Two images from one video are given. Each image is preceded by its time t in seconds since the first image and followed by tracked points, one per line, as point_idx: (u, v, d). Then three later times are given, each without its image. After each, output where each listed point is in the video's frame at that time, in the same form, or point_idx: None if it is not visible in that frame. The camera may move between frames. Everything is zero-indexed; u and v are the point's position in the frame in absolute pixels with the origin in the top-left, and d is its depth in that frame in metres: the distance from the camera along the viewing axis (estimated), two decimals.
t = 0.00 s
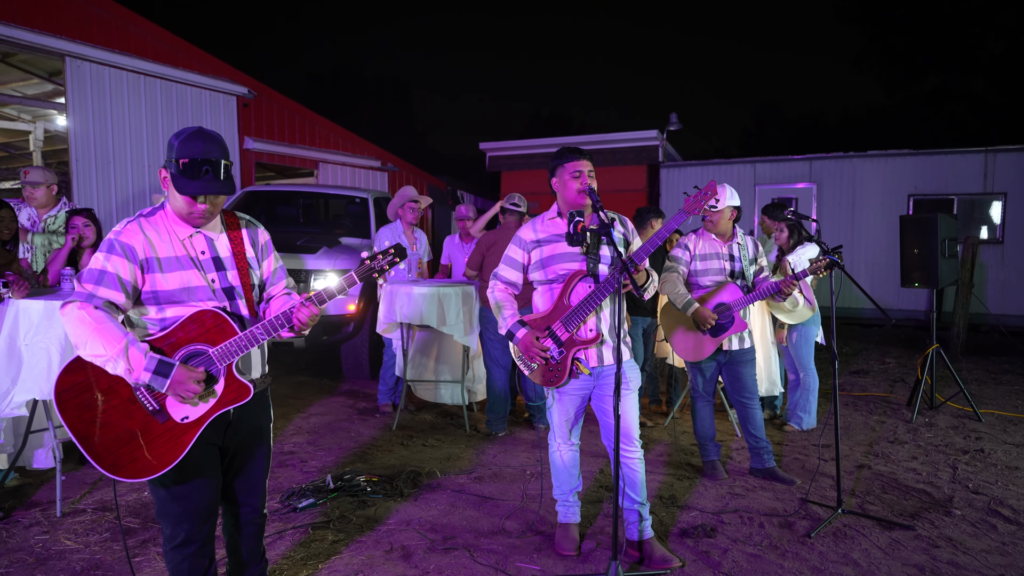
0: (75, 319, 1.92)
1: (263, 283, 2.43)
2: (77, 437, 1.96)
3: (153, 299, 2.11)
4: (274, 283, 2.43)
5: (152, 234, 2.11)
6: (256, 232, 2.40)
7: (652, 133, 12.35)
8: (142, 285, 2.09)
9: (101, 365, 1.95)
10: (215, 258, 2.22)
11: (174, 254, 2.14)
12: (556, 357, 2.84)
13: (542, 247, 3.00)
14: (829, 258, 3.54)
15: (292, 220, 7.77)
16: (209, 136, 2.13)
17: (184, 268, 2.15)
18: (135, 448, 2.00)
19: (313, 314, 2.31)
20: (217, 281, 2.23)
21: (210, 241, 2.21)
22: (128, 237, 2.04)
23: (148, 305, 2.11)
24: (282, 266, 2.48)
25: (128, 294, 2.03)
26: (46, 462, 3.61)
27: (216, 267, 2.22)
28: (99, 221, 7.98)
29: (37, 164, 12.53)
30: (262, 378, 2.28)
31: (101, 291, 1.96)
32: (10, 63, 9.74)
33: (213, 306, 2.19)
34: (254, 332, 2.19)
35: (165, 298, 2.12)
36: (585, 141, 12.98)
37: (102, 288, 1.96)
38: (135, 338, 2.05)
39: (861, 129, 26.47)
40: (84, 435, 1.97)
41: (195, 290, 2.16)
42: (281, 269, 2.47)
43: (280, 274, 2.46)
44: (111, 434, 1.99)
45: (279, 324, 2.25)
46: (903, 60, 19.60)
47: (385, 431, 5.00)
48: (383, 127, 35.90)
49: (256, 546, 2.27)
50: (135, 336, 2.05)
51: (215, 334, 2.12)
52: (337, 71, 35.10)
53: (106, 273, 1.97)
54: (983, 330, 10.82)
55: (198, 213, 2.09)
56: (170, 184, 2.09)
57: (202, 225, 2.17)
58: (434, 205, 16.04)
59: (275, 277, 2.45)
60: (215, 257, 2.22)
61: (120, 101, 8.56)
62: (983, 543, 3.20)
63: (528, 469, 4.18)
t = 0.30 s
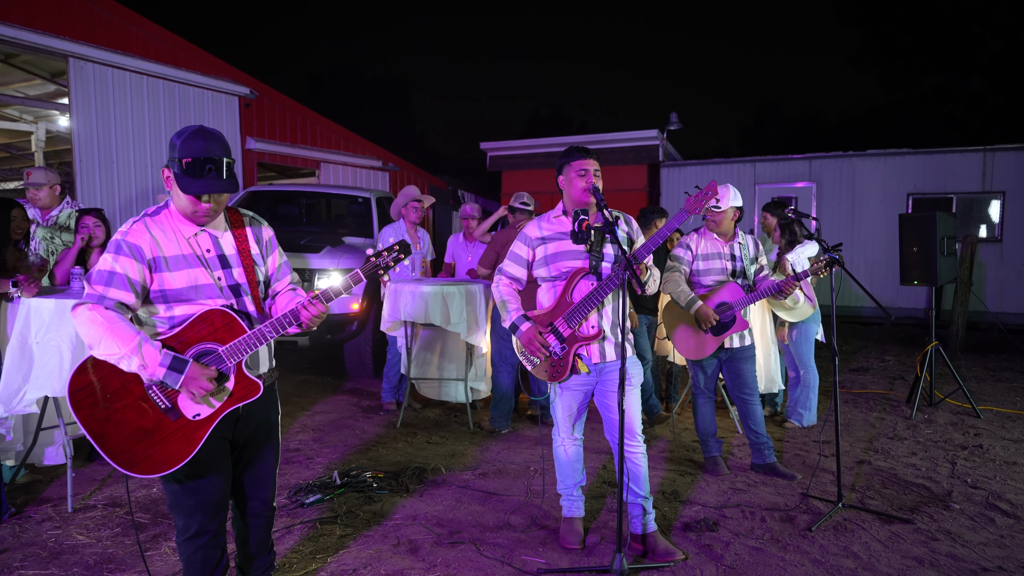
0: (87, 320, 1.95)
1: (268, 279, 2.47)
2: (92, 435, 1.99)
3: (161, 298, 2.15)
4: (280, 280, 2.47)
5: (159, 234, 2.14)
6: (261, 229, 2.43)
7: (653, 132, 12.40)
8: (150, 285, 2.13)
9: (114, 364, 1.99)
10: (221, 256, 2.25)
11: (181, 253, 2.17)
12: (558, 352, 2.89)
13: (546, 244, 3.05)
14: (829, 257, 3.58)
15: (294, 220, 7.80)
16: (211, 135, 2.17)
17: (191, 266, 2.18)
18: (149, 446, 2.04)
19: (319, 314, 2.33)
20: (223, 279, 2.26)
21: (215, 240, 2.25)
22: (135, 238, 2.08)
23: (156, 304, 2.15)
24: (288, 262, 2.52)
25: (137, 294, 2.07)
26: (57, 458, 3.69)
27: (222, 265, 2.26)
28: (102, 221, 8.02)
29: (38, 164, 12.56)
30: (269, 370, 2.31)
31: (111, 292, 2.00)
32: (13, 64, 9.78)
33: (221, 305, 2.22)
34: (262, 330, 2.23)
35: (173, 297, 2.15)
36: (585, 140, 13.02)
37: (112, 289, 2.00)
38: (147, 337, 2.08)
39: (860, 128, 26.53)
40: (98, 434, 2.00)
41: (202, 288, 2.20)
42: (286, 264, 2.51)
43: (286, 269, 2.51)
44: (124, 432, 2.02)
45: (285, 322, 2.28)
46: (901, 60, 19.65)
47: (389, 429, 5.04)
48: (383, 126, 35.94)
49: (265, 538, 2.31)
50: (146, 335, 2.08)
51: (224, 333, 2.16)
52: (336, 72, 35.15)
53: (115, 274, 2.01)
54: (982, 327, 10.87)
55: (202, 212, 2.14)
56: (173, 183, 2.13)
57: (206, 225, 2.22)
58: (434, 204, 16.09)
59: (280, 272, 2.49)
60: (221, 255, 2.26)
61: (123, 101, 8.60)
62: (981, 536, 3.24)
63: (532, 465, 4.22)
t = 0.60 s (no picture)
0: (101, 313, 2.03)
1: (278, 279, 2.53)
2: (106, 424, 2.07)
3: (175, 295, 2.22)
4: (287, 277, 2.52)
5: (172, 234, 2.21)
6: (272, 230, 2.50)
7: (652, 132, 12.45)
8: (163, 283, 2.19)
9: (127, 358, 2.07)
10: (233, 256, 2.31)
11: (194, 252, 2.23)
12: (556, 349, 2.94)
13: (546, 244, 3.10)
14: (824, 256, 3.64)
15: (296, 220, 7.87)
16: (223, 137, 2.22)
17: (203, 265, 2.24)
18: (159, 436, 2.11)
19: (321, 311, 2.38)
20: (234, 278, 2.32)
21: (228, 240, 2.31)
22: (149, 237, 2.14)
23: (169, 301, 2.22)
24: (299, 261, 2.57)
25: (150, 292, 2.14)
26: (66, 455, 3.77)
27: (233, 265, 2.32)
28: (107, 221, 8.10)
29: (41, 165, 12.65)
30: (277, 369, 2.37)
31: (126, 288, 2.07)
32: (16, 65, 9.87)
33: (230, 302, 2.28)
34: (267, 326, 2.29)
35: (186, 294, 2.22)
36: (585, 140, 13.08)
37: (126, 286, 2.07)
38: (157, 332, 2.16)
39: (860, 128, 26.58)
40: (113, 423, 2.08)
41: (213, 286, 2.26)
42: (296, 264, 2.57)
43: (296, 269, 2.56)
44: (136, 421, 2.10)
45: (290, 318, 2.35)
46: (900, 60, 19.70)
47: (391, 426, 5.11)
48: (383, 126, 36.00)
49: (273, 531, 2.38)
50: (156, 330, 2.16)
51: (232, 329, 2.21)
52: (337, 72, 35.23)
53: (129, 272, 2.08)
54: (981, 326, 10.92)
55: (217, 211, 2.20)
56: (188, 184, 2.20)
57: (220, 224, 2.28)
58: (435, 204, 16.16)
59: (291, 272, 2.54)
60: (233, 254, 2.31)
61: (127, 103, 8.67)
62: (973, 530, 3.31)
63: (532, 461, 4.29)
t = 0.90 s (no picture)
0: (125, 304, 2.16)
1: (295, 279, 2.63)
2: (126, 409, 2.19)
3: (195, 291, 2.34)
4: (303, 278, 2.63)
5: (195, 232, 2.33)
6: (290, 233, 2.61)
7: (652, 133, 12.51)
8: (185, 280, 2.32)
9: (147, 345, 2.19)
10: (252, 256, 2.43)
11: (215, 251, 2.35)
12: (553, 348, 3.01)
13: (543, 245, 3.18)
14: (816, 256, 3.71)
15: (298, 221, 7.95)
16: (245, 143, 2.36)
17: (223, 263, 2.36)
18: (175, 421, 2.21)
19: (330, 305, 2.44)
20: (252, 276, 2.43)
21: (248, 240, 2.43)
22: (174, 235, 2.28)
23: (190, 297, 2.35)
24: (315, 264, 2.68)
25: (172, 287, 2.27)
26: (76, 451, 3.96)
27: (252, 264, 2.44)
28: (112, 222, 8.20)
29: (45, 167, 12.77)
30: (289, 366, 2.46)
31: (149, 282, 2.21)
32: (22, 68, 9.99)
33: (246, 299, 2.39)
34: (278, 320, 2.36)
35: (206, 291, 2.34)
36: (585, 141, 13.16)
37: (149, 280, 2.21)
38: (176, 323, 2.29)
39: (860, 128, 26.61)
40: (132, 408, 2.19)
41: (231, 284, 2.38)
42: (312, 266, 2.67)
43: (311, 272, 2.66)
44: (154, 408, 2.21)
45: (299, 313, 2.42)
46: (899, 60, 19.74)
47: (392, 424, 5.20)
48: (384, 127, 36.09)
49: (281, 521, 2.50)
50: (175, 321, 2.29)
51: (246, 322, 2.30)
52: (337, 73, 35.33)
53: (153, 267, 2.22)
54: (979, 326, 10.99)
55: (241, 212, 2.33)
56: (214, 188, 2.32)
57: (243, 225, 2.40)
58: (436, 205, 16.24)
59: (307, 273, 2.65)
60: (252, 254, 2.43)
61: (131, 105, 8.77)
62: (961, 524, 3.38)
63: (530, 458, 4.37)
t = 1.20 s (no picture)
0: (148, 299, 2.34)
1: (307, 281, 2.75)
2: (146, 397, 2.34)
3: (213, 289, 2.50)
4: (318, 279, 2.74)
5: (215, 232, 2.48)
6: (304, 236, 2.73)
7: (651, 134, 12.60)
8: (203, 278, 2.49)
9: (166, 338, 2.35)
10: (267, 257, 2.57)
11: (232, 251, 2.49)
12: (549, 348, 3.09)
13: (539, 247, 3.26)
14: (807, 256, 3.79)
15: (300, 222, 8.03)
16: (264, 149, 2.52)
17: (239, 263, 2.51)
18: (189, 410, 2.34)
19: (336, 304, 2.54)
20: (266, 276, 2.57)
21: (264, 243, 2.57)
22: (196, 235, 2.45)
23: (208, 294, 2.51)
24: (326, 267, 2.78)
25: (191, 284, 2.44)
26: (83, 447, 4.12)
27: (266, 265, 2.57)
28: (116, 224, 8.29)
29: (49, 168, 12.88)
30: (299, 364, 2.56)
31: (171, 278, 2.39)
32: (26, 71, 10.12)
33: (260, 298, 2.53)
34: (287, 317, 2.46)
35: (222, 288, 2.50)
36: (585, 142, 13.23)
37: (170, 277, 2.39)
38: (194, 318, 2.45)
39: (860, 127, 26.64)
40: (151, 396, 2.35)
41: (246, 282, 2.53)
42: (325, 267, 2.78)
43: (324, 273, 2.77)
44: (170, 397, 2.35)
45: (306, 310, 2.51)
46: (899, 60, 19.77)
47: (393, 422, 5.28)
48: (384, 127, 36.17)
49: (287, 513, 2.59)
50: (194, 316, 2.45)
51: (257, 318, 2.41)
52: (339, 74, 35.43)
53: (175, 265, 2.40)
54: (976, 326, 11.05)
55: (258, 214, 2.49)
56: (233, 191, 2.49)
57: (260, 227, 2.56)
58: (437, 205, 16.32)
59: (319, 276, 2.75)
60: (267, 256, 2.57)
61: (135, 108, 8.86)
62: (949, 519, 3.46)
63: (528, 456, 4.45)
